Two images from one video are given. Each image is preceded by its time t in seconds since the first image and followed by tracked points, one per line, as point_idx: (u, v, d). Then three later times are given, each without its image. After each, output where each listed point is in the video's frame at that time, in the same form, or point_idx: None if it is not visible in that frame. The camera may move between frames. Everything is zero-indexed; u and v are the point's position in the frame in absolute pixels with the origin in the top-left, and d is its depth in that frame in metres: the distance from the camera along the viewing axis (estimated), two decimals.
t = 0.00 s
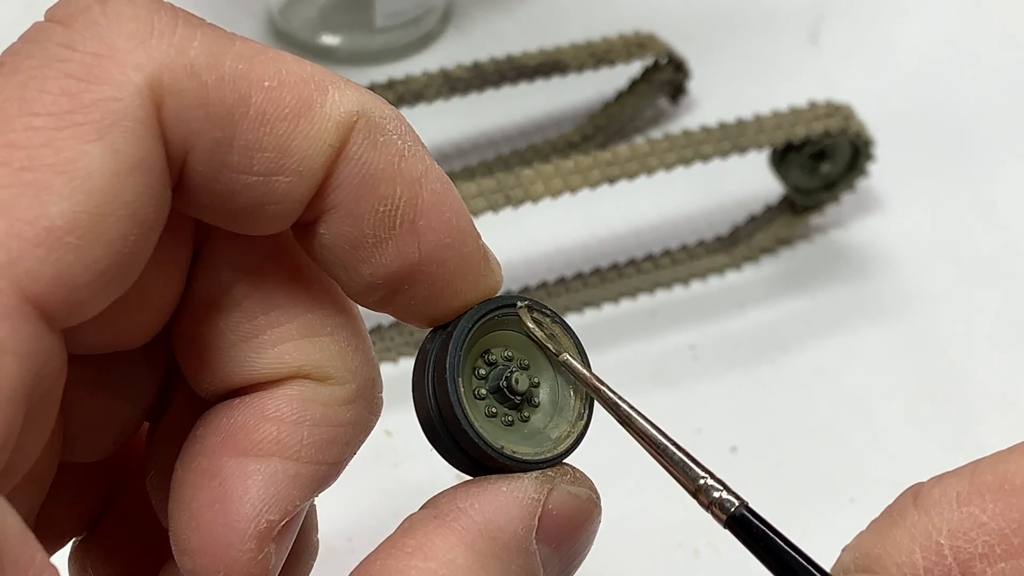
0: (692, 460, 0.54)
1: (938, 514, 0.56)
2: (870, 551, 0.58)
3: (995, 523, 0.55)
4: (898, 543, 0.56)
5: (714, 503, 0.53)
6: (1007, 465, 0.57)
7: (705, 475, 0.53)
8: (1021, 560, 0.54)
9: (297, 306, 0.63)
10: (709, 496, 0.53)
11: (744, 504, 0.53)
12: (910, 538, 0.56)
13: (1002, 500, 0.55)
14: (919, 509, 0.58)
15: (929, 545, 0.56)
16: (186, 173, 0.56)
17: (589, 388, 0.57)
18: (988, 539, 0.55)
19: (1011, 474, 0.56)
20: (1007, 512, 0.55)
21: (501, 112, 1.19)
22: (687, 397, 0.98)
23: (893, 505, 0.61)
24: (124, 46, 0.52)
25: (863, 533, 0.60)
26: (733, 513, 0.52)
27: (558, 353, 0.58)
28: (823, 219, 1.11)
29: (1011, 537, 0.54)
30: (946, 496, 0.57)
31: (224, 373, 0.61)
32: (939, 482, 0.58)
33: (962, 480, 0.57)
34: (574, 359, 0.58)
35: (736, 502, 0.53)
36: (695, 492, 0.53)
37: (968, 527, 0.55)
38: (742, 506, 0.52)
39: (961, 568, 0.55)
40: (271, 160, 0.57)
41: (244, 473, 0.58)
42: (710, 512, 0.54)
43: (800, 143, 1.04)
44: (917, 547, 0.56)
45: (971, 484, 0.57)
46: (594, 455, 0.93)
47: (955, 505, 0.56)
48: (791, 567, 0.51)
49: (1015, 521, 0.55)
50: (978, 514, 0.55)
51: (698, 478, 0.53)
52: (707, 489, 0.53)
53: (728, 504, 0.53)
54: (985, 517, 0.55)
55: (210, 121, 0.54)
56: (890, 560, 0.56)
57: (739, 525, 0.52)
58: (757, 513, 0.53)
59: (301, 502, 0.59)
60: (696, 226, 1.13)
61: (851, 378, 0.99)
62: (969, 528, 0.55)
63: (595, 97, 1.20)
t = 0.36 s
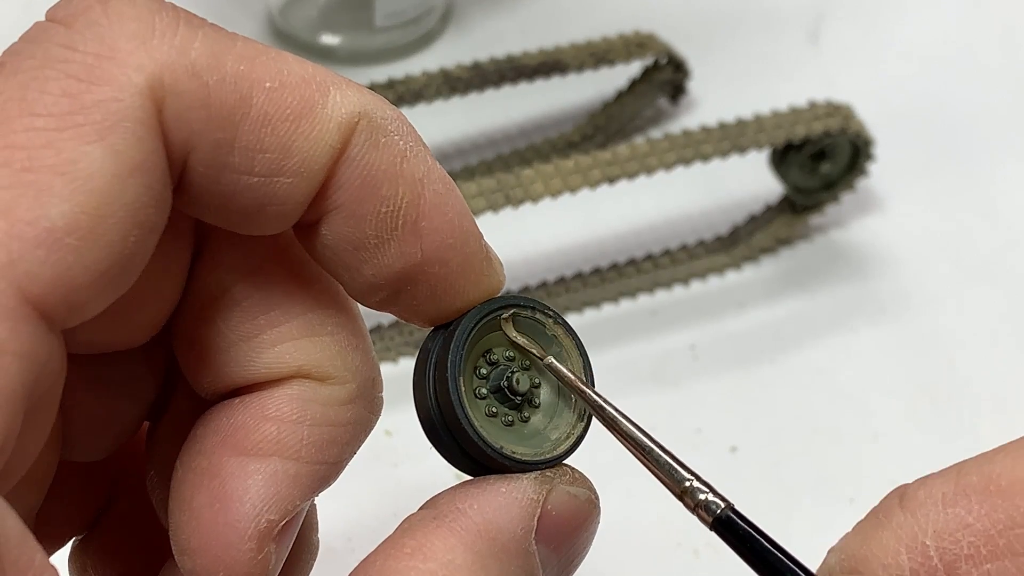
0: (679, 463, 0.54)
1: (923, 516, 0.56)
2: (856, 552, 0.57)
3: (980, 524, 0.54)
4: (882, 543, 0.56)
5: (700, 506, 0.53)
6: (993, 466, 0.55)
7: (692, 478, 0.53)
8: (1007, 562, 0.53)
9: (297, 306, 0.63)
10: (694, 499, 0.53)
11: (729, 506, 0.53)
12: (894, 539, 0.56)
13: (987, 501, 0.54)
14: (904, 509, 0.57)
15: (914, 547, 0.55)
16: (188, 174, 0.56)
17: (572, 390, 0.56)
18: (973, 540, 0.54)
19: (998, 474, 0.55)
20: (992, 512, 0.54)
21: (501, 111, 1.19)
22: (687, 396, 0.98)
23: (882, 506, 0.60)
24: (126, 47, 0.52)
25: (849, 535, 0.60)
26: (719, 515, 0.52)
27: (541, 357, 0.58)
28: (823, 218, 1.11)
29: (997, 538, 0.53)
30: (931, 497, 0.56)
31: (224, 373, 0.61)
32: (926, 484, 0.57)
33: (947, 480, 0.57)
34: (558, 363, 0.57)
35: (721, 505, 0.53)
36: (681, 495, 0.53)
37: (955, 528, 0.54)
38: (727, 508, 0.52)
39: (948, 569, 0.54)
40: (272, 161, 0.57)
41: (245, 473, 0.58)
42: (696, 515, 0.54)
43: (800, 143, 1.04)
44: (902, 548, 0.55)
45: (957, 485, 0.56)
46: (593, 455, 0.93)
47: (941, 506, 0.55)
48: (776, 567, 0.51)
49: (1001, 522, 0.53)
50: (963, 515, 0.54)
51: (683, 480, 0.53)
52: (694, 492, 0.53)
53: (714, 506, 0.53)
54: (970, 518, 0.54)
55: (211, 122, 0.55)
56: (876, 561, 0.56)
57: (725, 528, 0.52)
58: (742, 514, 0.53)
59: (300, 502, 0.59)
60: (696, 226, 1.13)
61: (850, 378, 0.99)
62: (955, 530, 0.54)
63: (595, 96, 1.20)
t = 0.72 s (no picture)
0: (714, 462, 0.54)
1: (956, 518, 0.56)
2: (888, 553, 0.57)
3: (1014, 525, 0.54)
4: (917, 546, 0.56)
5: (735, 505, 0.52)
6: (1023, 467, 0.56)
7: (727, 477, 0.53)
8: None
9: (297, 307, 0.63)
10: (730, 499, 0.53)
11: (765, 506, 0.52)
12: (928, 540, 0.56)
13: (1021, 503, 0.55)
14: (938, 511, 0.57)
15: (948, 547, 0.55)
16: (190, 177, 0.56)
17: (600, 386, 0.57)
18: (1007, 541, 0.54)
19: None
20: None
21: (501, 111, 1.19)
22: (687, 396, 0.98)
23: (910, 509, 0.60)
24: (128, 50, 0.52)
25: (879, 536, 0.60)
26: (755, 515, 0.52)
27: (581, 356, 0.58)
28: (823, 219, 1.11)
29: None
30: (964, 499, 0.56)
31: (224, 374, 0.61)
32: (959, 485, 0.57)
33: (980, 483, 0.57)
34: (597, 361, 0.58)
35: (757, 505, 0.52)
36: (717, 494, 0.53)
37: (987, 529, 0.55)
38: (763, 507, 0.52)
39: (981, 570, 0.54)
40: (274, 163, 0.57)
41: (245, 474, 0.58)
42: (730, 514, 0.53)
43: (800, 143, 1.04)
44: (935, 549, 0.55)
45: (991, 485, 0.56)
46: (593, 456, 0.93)
47: (974, 507, 0.56)
48: (815, 568, 0.50)
49: None
50: (998, 517, 0.55)
51: (720, 479, 0.53)
52: (729, 491, 0.53)
53: (749, 505, 0.52)
54: (1005, 520, 0.55)
55: (213, 124, 0.54)
56: (910, 562, 0.55)
57: (760, 527, 0.51)
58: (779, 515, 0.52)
59: (300, 503, 0.59)
60: (696, 226, 1.13)
61: (850, 378, 0.99)
62: (988, 530, 0.55)
63: (595, 96, 1.20)
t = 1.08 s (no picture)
0: (674, 471, 0.52)
1: (925, 526, 0.53)
2: (855, 561, 0.54)
3: (985, 536, 0.51)
4: (884, 553, 0.53)
5: (696, 514, 0.51)
6: (995, 476, 0.52)
7: (686, 486, 0.51)
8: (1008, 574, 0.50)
9: (308, 312, 0.63)
10: (690, 508, 0.51)
11: (726, 514, 0.50)
12: (896, 548, 0.53)
13: (990, 511, 0.51)
14: (905, 519, 0.53)
15: (916, 557, 0.52)
16: (212, 192, 0.57)
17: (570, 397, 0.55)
18: (977, 552, 0.51)
19: (1002, 483, 0.52)
20: (996, 524, 0.51)
21: (501, 111, 1.18)
22: (687, 396, 0.98)
23: (879, 513, 0.56)
24: (148, 65, 0.53)
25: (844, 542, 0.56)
26: (715, 524, 0.50)
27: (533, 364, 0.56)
28: (823, 219, 1.11)
29: (1000, 550, 0.51)
30: (933, 508, 0.53)
31: (235, 380, 0.61)
32: (928, 493, 0.54)
33: (949, 490, 0.53)
34: (548, 369, 0.56)
35: (719, 514, 0.50)
36: (677, 503, 0.51)
37: (958, 538, 0.52)
38: (724, 517, 0.50)
39: None
40: (296, 175, 0.57)
41: (256, 480, 0.58)
42: (691, 525, 0.51)
43: (799, 143, 1.04)
44: (904, 558, 0.52)
45: (961, 494, 0.53)
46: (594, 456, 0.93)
47: (943, 516, 0.52)
48: None
49: (1005, 534, 0.51)
50: (967, 526, 0.52)
51: (679, 488, 0.51)
52: (689, 501, 0.51)
53: (710, 515, 0.50)
54: (974, 530, 0.51)
55: (233, 138, 0.55)
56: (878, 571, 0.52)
57: (721, 537, 0.50)
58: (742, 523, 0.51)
59: (311, 509, 0.59)
60: (696, 226, 1.13)
61: (850, 378, 0.99)
62: (958, 540, 0.52)
63: (595, 96, 1.20)
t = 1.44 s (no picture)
0: (665, 499, 0.52)
1: (918, 552, 0.49)
2: None
3: (980, 561, 0.47)
4: None
5: (687, 543, 0.51)
6: (989, 498, 0.48)
7: (678, 514, 0.51)
8: None
9: (308, 313, 0.63)
10: (682, 536, 0.51)
11: (719, 542, 0.51)
12: None
13: (985, 536, 0.47)
14: (899, 544, 0.49)
15: None
16: (222, 200, 0.57)
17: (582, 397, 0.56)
18: None
19: (995, 507, 0.48)
20: (992, 548, 0.47)
21: (501, 111, 1.18)
22: (687, 396, 0.98)
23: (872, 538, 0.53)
24: (156, 75, 0.53)
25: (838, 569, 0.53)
26: (709, 552, 0.51)
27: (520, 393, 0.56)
28: (823, 219, 1.11)
29: None
30: (927, 531, 0.49)
31: (236, 380, 0.61)
32: (921, 516, 0.50)
33: (941, 513, 0.50)
34: (535, 398, 0.55)
35: (710, 542, 0.51)
36: (668, 532, 0.51)
37: (953, 564, 0.47)
38: (718, 546, 0.50)
39: None
40: (305, 182, 0.57)
41: (256, 480, 0.58)
42: (682, 552, 0.52)
43: (800, 143, 1.04)
44: None
45: (953, 517, 0.49)
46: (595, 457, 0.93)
47: (937, 541, 0.48)
48: None
49: (1002, 558, 0.47)
50: (961, 552, 0.48)
51: (671, 517, 0.52)
52: (680, 528, 0.51)
53: (703, 542, 0.51)
54: (968, 555, 0.47)
55: (242, 146, 0.55)
56: None
57: (716, 567, 0.50)
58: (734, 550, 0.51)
59: (312, 509, 0.59)
60: (696, 226, 1.13)
61: (851, 378, 0.99)
62: (952, 566, 0.47)
63: (595, 96, 1.20)
